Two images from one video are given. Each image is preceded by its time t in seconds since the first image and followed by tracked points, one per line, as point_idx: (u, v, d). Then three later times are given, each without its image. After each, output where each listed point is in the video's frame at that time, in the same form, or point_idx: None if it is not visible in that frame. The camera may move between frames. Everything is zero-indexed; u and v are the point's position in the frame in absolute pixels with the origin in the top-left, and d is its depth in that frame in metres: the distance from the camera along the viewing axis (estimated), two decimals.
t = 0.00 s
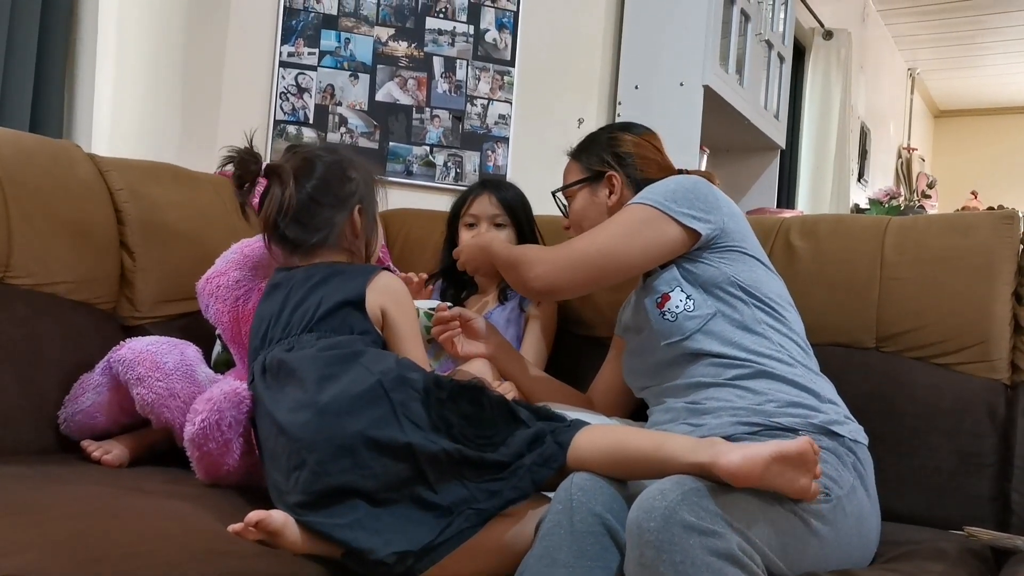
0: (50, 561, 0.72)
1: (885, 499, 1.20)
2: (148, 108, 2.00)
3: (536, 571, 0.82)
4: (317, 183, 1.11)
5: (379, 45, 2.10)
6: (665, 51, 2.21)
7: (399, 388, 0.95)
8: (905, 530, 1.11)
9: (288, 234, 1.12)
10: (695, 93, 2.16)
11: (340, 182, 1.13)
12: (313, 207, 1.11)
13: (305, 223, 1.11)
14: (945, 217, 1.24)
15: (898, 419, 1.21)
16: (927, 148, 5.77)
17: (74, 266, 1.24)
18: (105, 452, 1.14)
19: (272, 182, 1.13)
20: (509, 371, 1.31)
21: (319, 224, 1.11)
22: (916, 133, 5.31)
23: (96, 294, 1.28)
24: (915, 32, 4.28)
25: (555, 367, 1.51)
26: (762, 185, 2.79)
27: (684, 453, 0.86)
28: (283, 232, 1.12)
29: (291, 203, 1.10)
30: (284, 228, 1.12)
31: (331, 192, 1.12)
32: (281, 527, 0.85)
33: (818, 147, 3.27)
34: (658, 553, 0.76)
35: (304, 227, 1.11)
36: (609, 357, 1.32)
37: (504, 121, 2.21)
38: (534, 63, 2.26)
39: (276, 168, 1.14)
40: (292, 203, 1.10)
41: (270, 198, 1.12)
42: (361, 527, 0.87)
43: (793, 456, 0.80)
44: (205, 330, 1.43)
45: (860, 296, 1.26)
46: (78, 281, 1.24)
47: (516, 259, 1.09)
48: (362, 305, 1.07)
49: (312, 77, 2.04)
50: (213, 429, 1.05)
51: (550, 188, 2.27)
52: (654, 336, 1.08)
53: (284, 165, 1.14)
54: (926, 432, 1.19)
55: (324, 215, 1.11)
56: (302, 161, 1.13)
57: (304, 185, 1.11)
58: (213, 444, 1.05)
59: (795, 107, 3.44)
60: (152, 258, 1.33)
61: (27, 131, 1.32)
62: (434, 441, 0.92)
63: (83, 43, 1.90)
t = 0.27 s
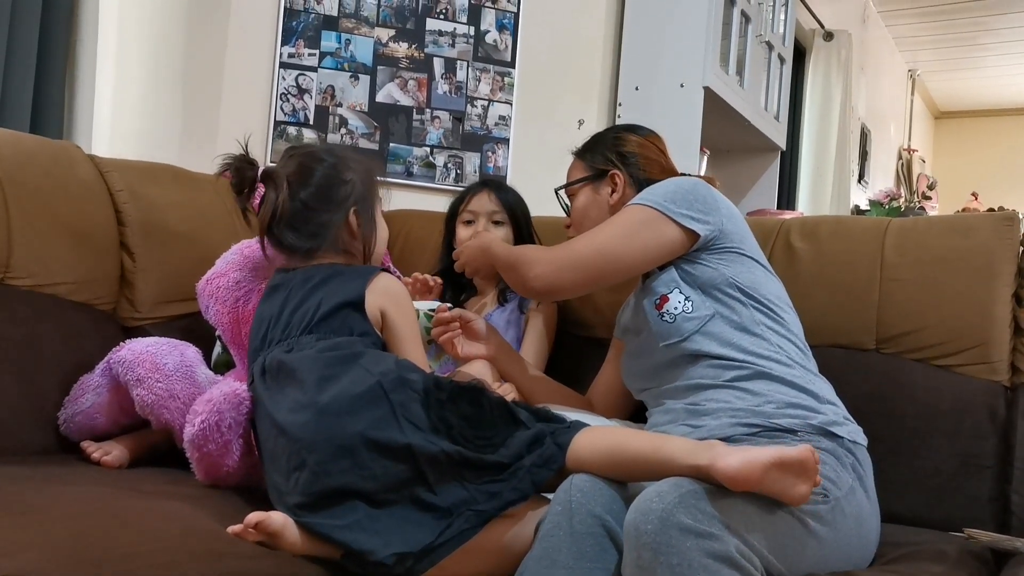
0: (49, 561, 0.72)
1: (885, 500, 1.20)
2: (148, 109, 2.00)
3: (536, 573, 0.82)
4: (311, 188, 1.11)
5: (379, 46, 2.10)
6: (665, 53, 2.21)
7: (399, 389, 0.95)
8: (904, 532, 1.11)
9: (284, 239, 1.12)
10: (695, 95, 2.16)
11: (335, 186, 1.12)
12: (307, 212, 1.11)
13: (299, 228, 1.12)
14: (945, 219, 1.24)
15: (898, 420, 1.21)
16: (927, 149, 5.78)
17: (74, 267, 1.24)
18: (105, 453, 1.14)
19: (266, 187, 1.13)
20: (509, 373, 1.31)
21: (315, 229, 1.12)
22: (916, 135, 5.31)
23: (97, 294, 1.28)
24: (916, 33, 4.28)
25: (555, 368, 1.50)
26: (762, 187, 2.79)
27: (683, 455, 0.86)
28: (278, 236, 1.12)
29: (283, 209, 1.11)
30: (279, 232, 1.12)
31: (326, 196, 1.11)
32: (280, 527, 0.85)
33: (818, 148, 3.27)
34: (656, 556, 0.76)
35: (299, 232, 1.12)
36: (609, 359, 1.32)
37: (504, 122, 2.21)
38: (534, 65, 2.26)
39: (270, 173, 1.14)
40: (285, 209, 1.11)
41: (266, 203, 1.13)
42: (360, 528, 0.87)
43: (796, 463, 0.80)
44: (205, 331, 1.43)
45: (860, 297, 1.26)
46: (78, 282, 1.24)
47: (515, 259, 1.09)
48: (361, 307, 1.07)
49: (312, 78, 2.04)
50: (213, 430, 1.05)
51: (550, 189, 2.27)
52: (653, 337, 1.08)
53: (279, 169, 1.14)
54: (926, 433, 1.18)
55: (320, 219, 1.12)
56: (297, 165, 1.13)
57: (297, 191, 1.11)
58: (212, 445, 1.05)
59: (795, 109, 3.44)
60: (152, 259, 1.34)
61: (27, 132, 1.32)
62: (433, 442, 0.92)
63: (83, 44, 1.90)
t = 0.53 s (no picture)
0: (49, 561, 0.72)
1: (885, 501, 1.19)
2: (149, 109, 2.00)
3: (536, 573, 0.82)
4: (310, 192, 1.11)
5: (381, 46, 2.10)
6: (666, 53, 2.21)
7: (400, 389, 0.95)
8: (904, 532, 1.11)
9: (283, 242, 1.12)
10: (696, 95, 2.16)
11: (335, 188, 1.12)
12: (306, 216, 1.11)
13: (298, 231, 1.12)
14: (946, 219, 1.24)
15: (899, 421, 1.21)
16: (927, 150, 5.78)
17: (75, 267, 1.24)
18: (105, 453, 1.14)
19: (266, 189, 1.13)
20: (510, 372, 1.31)
21: (314, 232, 1.12)
22: (917, 136, 5.31)
23: (98, 295, 1.28)
24: (917, 34, 4.28)
25: (556, 368, 1.50)
26: (762, 187, 2.79)
27: (684, 455, 0.86)
28: (277, 239, 1.12)
29: (282, 212, 1.11)
30: (279, 235, 1.12)
31: (326, 199, 1.11)
32: (281, 527, 0.85)
33: (819, 149, 3.28)
34: (656, 556, 0.76)
35: (298, 235, 1.12)
36: (609, 360, 1.32)
37: (505, 123, 2.21)
38: (535, 65, 2.26)
39: (269, 175, 1.13)
40: (284, 212, 1.11)
41: (265, 205, 1.12)
42: (360, 529, 0.87)
43: (797, 464, 0.80)
44: (206, 331, 1.43)
45: (861, 298, 1.26)
46: (79, 282, 1.24)
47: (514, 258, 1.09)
48: (362, 307, 1.07)
49: (313, 79, 2.05)
50: (213, 430, 1.05)
51: (551, 190, 2.27)
52: (653, 338, 1.08)
53: (279, 170, 1.13)
54: (926, 434, 1.18)
55: (319, 222, 1.12)
56: (296, 167, 1.12)
57: (297, 194, 1.11)
58: (213, 445, 1.05)
59: (796, 110, 3.44)
60: (153, 259, 1.33)
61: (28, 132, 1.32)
62: (434, 442, 0.92)
63: (84, 44, 1.90)
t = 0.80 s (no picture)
0: (50, 562, 0.72)
1: (886, 503, 1.19)
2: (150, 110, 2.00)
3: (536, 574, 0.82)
4: (310, 193, 1.11)
5: (382, 47, 2.10)
6: (667, 55, 2.21)
7: (399, 390, 0.95)
8: (905, 534, 1.11)
9: (284, 243, 1.12)
10: (696, 96, 2.16)
11: (334, 189, 1.12)
12: (306, 217, 1.11)
13: (299, 232, 1.12)
14: (947, 221, 1.24)
15: (899, 423, 1.21)
16: (929, 151, 5.78)
17: (76, 268, 1.24)
18: (106, 454, 1.14)
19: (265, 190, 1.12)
20: (510, 374, 1.31)
21: (315, 233, 1.12)
22: (918, 137, 5.31)
23: (99, 295, 1.28)
24: (917, 36, 4.29)
25: (557, 370, 1.51)
26: (763, 189, 2.80)
27: (684, 457, 0.86)
28: (278, 240, 1.12)
29: (283, 213, 1.10)
30: (279, 236, 1.12)
31: (326, 201, 1.11)
32: (281, 527, 0.85)
33: (820, 150, 3.28)
34: (656, 557, 0.76)
35: (299, 236, 1.12)
36: (610, 362, 1.32)
37: (506, 124, 2.21)
38: (536, 66, 2.26)
39: (268, 176, 1.13)
40: (285, 213, 1.10)
41: (264, 207, 1.12)
42: (360, 530, 0.87)
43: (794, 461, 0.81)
44: (207, 332, 1.43)
45: (861, 299, 1.26)
46: (80, 283, 1.25)
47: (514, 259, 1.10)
48: (362, 307, 1.07)
49: (314, 80, 2.05)
50: (214, 431, 1.05)
51: (552, 191, 2.27)
52: (653, 339, 1.08)
53: (278, 172, 1.13)
54: (927, 435, 1.18)
55: (320, 223, 1.12)
56: (296, 169, 1.12)
57: (297, 195, 1.11)
58: (213, 446, 1.05)
59: (797, 111, 3.44)
60: (154, 260, 1.34)
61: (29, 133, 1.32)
62: (434, 442, 0.92)
63: (85, 45, 1.90)
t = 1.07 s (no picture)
0: (50, 561, 0.72)
1: (887, 503, 1.19)
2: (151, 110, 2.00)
3: (536, 574, 0.82)
4: (316, 192, 1.11)
5: (383, 47, 2.10)
6: (668, 55, 2.21)
7: (400, 389, 0.95)
8: (905, 534, 1.11)
9: (289, 242, 1.12)
10: (697, 97, 2.16)
11: (339, 189, 1.13)
12: (312, 216, 1.11)
13: (306, 232, 1.11)
14: (948, 221, 1.24)
15: (900, 423, 1.21)
16: (929, 152, 5.77)
17: (77, 267, 1.24)
18: (106, 454, 1.14)
19: (269, 190, 1.12)
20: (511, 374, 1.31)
21: (320, 233, 1.12)
22: (919, 138, 5.31)
23: (99, 295, 1.28)
24: (918, 37, 4.28)
25: (558, 370, 1.50)
26: (764, 189, 2.80)
27: (685, 457, 0.86)
28: (283, 240, 1.12)
29: (290, 212, 1.10)
30: (284, 236, 1.12)
31: (330, 200, 1.12)
32: (281, 527, 0.85)
33: (821, 151, 3.28)
34: (657, 557, 0.75)
35: (305, 236, 1.11)
36: (611, 363, 1.32)
37: (507, 124, 2.21)
38: (537, 67, 2.26)
39: (271, 176, 1.13)
40: (291, 212, 1.10)
41: (270, 207, 1.12)
42: (361, 530, 0.87)
43: (803, 486, 0.78)
44: (207, 332, 1.43)
45: (862, 299, 1.26)
46: (80, 283, 1.25)
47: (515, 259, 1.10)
48: (363, 307, 1.07)
49: (315, 80, 2.05)
50: (214, 431, 1.05)
51: (553, 191, 2.27)
52: (654, 339, 1.08)
53: (282, 172, 1.13)
54: (928, 436, 1.18)
55: (325, 223, 1.12)
56: (298, 169, 1.12)
57: (303, 194, 1.10)
58: (214, 445, 1.05)
59: (798, 112, 3.44)
60: (155, 260, 1.34)
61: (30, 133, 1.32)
62: (435, 443, 0.92)
63: (86, 45, 1.90)
